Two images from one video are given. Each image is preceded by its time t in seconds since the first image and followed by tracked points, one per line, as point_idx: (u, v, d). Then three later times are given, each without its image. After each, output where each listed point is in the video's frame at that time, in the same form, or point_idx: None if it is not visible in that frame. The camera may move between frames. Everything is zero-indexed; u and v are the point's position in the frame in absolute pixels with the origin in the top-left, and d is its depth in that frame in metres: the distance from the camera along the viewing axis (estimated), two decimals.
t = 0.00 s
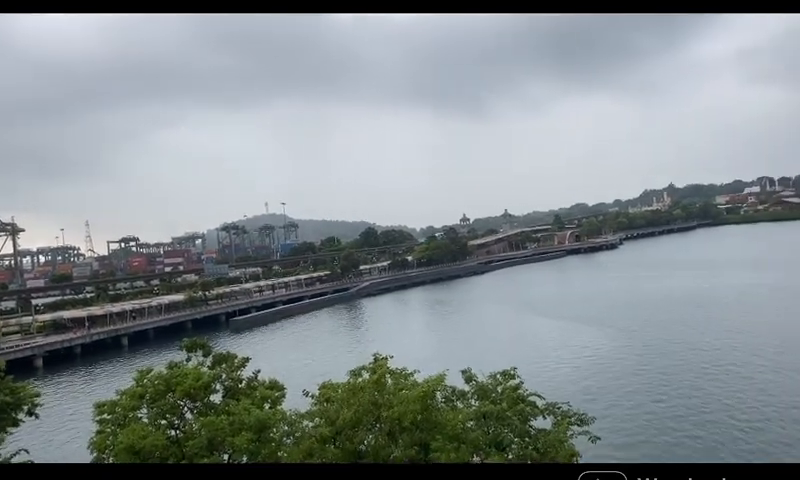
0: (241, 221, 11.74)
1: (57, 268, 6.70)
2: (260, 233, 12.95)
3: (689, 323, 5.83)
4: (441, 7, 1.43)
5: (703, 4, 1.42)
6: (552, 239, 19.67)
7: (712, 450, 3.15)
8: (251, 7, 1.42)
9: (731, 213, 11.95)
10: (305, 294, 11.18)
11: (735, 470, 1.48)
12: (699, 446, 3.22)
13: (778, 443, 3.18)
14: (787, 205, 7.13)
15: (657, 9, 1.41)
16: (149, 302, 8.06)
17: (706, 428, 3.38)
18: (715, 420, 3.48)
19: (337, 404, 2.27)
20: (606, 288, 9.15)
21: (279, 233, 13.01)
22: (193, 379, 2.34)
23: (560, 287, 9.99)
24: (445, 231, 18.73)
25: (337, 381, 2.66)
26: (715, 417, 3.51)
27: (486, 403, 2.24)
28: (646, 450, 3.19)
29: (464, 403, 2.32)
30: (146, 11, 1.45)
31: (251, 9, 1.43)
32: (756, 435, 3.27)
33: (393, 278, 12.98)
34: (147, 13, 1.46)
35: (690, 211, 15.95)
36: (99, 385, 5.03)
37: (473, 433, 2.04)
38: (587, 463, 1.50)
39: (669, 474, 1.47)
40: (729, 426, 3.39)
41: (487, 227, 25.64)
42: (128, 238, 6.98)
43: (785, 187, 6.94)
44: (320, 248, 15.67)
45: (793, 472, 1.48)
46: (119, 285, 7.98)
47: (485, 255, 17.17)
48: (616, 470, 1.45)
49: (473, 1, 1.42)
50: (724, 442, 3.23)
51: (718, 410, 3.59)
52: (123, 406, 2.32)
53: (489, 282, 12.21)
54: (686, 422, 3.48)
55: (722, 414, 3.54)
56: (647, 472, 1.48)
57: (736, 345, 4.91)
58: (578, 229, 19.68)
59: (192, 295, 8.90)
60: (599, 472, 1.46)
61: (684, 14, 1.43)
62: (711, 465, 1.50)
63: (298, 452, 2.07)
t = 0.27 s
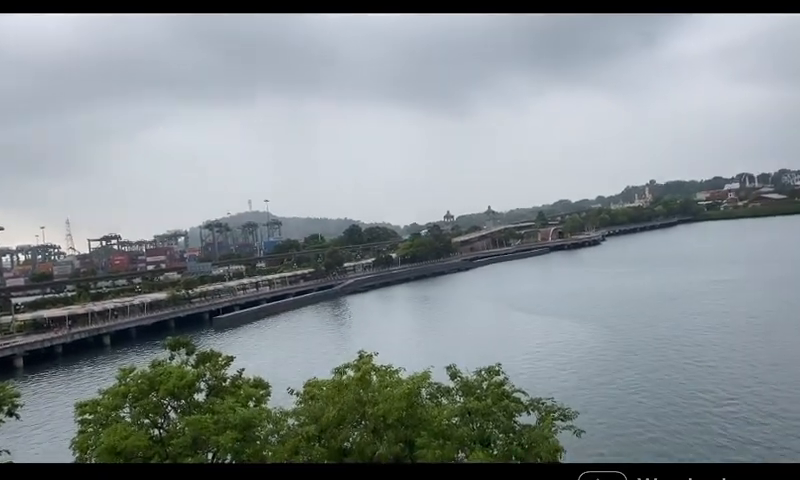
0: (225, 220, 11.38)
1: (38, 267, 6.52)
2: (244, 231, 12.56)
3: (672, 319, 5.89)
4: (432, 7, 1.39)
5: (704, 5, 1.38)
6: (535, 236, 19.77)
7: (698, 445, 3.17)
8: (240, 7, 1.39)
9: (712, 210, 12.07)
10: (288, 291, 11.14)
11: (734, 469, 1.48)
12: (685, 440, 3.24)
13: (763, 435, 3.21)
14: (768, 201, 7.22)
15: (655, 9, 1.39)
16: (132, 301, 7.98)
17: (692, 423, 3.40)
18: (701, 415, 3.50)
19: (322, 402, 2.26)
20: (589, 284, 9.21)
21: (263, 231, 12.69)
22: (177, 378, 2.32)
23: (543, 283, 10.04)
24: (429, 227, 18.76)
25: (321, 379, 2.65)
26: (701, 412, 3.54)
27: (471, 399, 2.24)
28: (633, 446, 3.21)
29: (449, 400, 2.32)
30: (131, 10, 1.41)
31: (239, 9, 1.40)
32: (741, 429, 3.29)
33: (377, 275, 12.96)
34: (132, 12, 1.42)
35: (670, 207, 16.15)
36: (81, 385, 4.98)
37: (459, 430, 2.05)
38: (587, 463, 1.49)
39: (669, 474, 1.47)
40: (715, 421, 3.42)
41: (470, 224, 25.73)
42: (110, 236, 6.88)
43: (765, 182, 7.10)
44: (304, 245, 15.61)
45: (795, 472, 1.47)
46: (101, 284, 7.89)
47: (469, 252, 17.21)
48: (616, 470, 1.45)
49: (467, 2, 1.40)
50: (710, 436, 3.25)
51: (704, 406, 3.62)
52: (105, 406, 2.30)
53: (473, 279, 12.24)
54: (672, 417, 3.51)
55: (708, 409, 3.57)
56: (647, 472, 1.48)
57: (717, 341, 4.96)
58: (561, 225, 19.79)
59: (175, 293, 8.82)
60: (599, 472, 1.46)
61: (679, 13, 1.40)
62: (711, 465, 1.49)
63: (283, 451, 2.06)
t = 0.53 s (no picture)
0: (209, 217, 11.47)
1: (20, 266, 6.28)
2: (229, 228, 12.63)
3: (656, 316, 5.93)
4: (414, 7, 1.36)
5: (692, 4, 1.34)
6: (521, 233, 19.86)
7: (687, 440, 3.19)
8: (233, 7, 1.35)
9: (696, 208, 12.18)
10: (274, 290, 11.10)
11: (735, 469, 1.48)
12: (674, 435, 3.26)
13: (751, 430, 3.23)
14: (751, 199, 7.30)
15: (642, 10, 1.35)
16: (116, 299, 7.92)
17: (681, 419, 3.42)
18: (689, 411, 3.52)
19: (309, 400, 2.26)
20: (574, 282, 9.27)
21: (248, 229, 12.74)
22: (162, 376, 2.31)
23: (529, 281, 10.09)
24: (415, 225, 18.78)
25: (308, 377, 2.64)
26: (689, 408, 3.56)
27: (458, 396, 2.24)
28: (622, 442, 3.22)
29: (436, 397, 2.32)
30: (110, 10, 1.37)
31: (225, 10, 1.36)
32: (730, 426, 3.31)
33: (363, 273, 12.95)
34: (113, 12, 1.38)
35: (655, 205, 16.27)
36: (64, 384, 4.93)
37: (445, 427, 2.05)
38: (587, 462, 1.51)
39: (669, 474, 1.48)
40: (703, 418, 3.44)
41: (456, 221, 25.79)
42: (94, 235, 6.81)
43: (745, 180, 7.20)
44: (290, 242, 15.57)
45: (795, 472, 1.47)
46: (85, 282, 7.81)
47: (455, 249, 17.25)
48: (616, 470, 1.47)
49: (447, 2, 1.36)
50: (698, 432, 3.28)
51: (692, 402, 3.64)
52: (89, 405, 2.28)
53: (459, 276, 12.27)
54: (661, 413, 3.52)
55: (696, 406, 3.59)
56: (647, 472, 1.48)
57: (701, 338, 5.01)
58: (546, 223, 19.87)
59: (160, 292, 8.76)
60: (599, 472, 1.48)
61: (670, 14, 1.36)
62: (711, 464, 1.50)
63: (269, 450, 2.05)
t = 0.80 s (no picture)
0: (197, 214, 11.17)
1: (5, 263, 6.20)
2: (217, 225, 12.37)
3: (643, 313, 5.96)
4: (406, 6, 1.40)
5: (686, 5, 1.38)
6: (508, 231, 19.91)
7: (677, 436, 3.20)
8: (231, 7, 1.39)
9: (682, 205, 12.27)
10: (261, 288, 11.06)
11: (737, 470, 1.48)
12: (664, 432, 3.26)
13: (741, 424, 3.24)
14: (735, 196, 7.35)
15: (640, 10, 1.39)
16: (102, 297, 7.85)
17: (672, 416, 3.42)
18: (680, 409, 3.53)
19: (296, 399, 2.24)
20: (561, 279, 9.30)
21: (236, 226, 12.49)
22: (149, 375, 2.29)
23: (517, 278, 10.12)
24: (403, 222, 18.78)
25: (295, 376, 2.62)
26: (680, 406, 3.57)
27: (446, 394, 2.23)
28: (614, 439, 3.22)
29: (424, 395, 2.32)
30: (98, 10, 1.42)
31: (223, 9, 1.40)
32: (721, 422, 3.32)
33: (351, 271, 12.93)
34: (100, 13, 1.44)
35: (641, 203, 16.36)
36: (49, 383, 4.88)
37: (434, 426, 2.05)
38: (587, 463, 1.52)
39: (670, 474, 1.48)
40: (691, 414, 3.45)
41: (444, 219, 25.83)
42: (80, 231, 6.75)
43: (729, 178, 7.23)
44: (278, 240, 15.52)
45: (796, 472, 1.47)
46: (70, 279, 7.74)
47: (443, 247, 17.26)
48: (616, 470, 1.48)
49: (438, 2, 1.41)
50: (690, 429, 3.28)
51: (683, 400, 3.65)
52: (74, 405, 2.25)
53: (447, 274, 12.28)
54: (652, 410, 3.53)
55: (687, 404, 3.60)
56: (647, 472, 1.49)
57: (687, 335, 5.04)
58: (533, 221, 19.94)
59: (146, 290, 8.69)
60: (599, 472, 1.49)
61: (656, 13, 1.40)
62: (712, 465, 1.50)
63: (256, 450, 2.04)
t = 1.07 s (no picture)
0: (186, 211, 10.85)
1: None
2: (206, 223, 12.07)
3: (634, 310, 5.98)
4: (391, 7, 1.38)
5: (681, 5, 1.37)
6: (499, 228, 19.93)
7: (669, 433, 3.21)
8: (228, 7, 1.37)
9: (672, 203, 12.32)
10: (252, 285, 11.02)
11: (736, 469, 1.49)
12: (657, 430, 3.26)
13: (734, 422, 3.25)
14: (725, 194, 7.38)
15: (637, 10, 1.37)
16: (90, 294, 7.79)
17: (663, 413, 3.43)
18: (671, 406, 3.54)
19: (287, 397, 2.23)
20: (552, 276, 9.32)
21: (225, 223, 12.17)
22: (139, 374, 2.27)
23: (508, 275, 10.13)
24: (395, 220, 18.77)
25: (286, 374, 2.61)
26: (671, 403, 3.58)
27: (438, 392, 2.23)
28: (607, 437, 3.22)
29: (416, 393, 2.32)
30: (89, 10, 1.39)
31: (222, 10, 1.38)
32: (713, 419, 3.33)
33: (342, 268, 12.91)
34: (90, 13, 1.41)
35: (631, 201, 16.42)
36: (37, 382, 4.84)
37: (426, 423, 2.04)
38: (587, 463, 1.52)
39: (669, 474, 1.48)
40: (682, 411, 3.46)
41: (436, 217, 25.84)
42: (69, 229, 6.68)
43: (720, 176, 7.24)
44: (269, 237, 15.48)
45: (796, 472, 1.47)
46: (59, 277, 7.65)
47: (434, 244, 17.27)
48: (616, 470, 1.48)
49: (429, 2, 1.38)
50: (682, 427, 3.29)
51: (674, 397, 3.66)
52: (63, 403, 2.23)
53: (438, 271, 12.28)
54: (644, 407, 3.53)
55: (678, 401, 3.61)
56: (647, 472, 1.49)
57: (678, 332, 5.05)
58: (524, 218, 19.97)
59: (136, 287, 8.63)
60: (599, 472, 1.49)
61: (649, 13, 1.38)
62: (711, 464, 1.51)
63: (247, 449, 2.02)
